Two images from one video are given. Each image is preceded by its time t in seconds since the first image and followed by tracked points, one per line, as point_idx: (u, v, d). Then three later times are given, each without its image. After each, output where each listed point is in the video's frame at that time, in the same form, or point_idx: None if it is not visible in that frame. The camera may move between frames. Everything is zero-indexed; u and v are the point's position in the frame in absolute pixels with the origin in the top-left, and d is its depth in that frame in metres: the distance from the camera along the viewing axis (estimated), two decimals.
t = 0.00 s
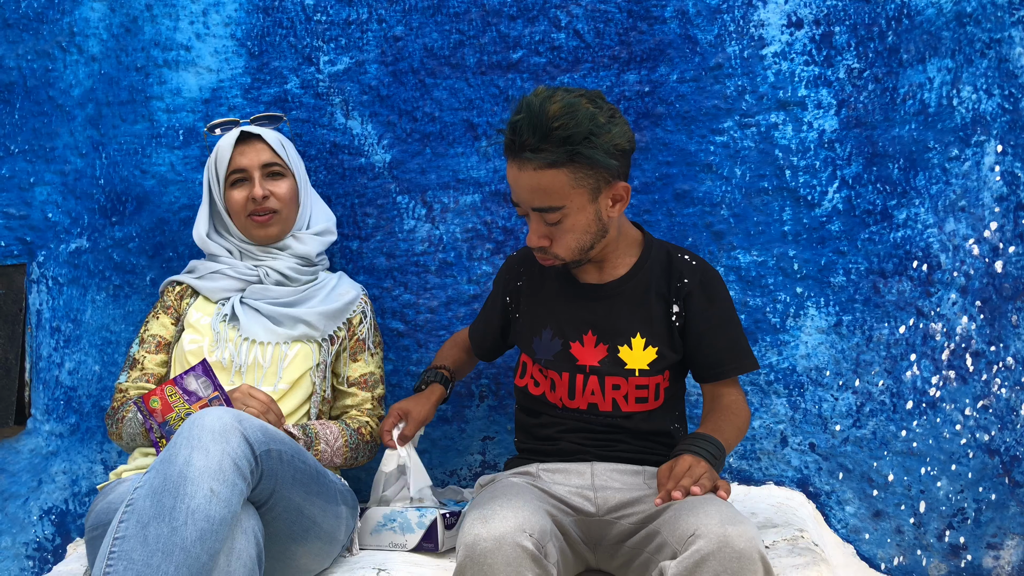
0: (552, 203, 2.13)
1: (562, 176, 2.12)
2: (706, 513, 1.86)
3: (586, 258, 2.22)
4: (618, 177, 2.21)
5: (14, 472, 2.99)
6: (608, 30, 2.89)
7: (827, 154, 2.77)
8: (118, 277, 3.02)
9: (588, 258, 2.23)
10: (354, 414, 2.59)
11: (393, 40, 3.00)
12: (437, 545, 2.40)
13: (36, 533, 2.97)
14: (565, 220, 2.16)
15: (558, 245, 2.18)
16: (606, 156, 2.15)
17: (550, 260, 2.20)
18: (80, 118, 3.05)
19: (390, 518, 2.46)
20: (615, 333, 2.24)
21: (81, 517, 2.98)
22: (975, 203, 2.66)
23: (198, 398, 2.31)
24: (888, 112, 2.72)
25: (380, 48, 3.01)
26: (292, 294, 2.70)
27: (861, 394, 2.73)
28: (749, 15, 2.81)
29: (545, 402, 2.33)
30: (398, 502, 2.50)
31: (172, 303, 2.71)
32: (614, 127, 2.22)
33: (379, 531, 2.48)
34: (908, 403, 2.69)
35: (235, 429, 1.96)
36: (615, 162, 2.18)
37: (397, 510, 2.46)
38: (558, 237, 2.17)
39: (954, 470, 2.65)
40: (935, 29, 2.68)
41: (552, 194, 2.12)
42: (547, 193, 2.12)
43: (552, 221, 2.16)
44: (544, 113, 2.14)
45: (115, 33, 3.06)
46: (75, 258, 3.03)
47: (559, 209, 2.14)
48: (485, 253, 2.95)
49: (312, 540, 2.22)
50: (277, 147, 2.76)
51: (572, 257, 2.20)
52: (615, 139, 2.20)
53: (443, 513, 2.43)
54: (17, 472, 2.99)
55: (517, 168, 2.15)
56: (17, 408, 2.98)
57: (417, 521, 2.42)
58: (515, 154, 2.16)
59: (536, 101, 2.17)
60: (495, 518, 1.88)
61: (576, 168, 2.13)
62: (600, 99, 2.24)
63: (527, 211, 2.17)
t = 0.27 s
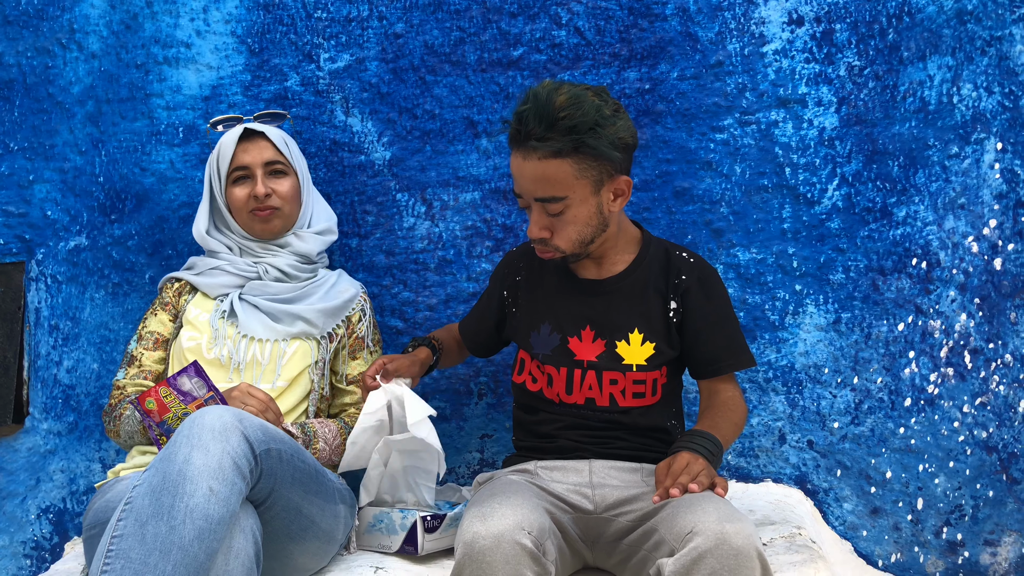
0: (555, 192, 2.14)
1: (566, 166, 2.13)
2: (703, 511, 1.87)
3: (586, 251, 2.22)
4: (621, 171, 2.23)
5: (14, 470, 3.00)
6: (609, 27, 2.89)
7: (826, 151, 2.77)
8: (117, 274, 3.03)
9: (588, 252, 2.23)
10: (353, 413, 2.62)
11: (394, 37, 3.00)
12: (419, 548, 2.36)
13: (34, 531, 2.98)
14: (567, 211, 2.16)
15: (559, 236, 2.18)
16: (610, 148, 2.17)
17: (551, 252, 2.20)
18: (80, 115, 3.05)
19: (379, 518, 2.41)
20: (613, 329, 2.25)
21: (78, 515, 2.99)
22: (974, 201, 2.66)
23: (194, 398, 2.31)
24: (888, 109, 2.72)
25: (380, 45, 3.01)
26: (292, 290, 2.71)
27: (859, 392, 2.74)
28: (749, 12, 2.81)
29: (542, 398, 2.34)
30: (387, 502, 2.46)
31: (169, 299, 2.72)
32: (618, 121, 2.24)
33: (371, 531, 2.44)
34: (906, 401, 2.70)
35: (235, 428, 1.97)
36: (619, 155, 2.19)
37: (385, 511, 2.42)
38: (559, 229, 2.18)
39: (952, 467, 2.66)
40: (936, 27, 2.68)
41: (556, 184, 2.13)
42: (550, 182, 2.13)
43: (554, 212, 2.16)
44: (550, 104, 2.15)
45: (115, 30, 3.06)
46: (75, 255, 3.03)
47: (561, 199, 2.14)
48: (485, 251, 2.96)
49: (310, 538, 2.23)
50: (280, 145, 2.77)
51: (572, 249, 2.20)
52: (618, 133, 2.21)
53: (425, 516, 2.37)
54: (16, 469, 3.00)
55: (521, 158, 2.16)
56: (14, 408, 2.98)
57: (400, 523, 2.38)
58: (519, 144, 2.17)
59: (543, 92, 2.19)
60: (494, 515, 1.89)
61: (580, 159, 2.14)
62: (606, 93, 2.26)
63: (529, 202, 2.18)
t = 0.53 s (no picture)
0: (556, 181, 2.15)
1: (567, 155, 2.16)
2: (698, 513, 1.89)
3: (585, 245, 2.22)
4: (618, 164, 2.27)
5: (9, 472, 2.99)
6: (605, 29, 2.90)
7: (822, 153, 2.78)
8: (112, 276, 3.02)
9: (587, 247, 2.23)
10: (349, 414, 2.62)
11: (390, 39, 3.00)
12: (413, 551, 2.33)
13: (29, 534, 2.98)
14: (568, 201, 2.17)
15: (559, 228, 2.18)
16: (609, 139, 2.22)
17: (550, 244, 2.19)
18: (76, 117, 3.05)
19: (375, 520, 2.41)
20: (608, 328, 2.26)
21: (73, 518, 2.98)
22: (969, 202, 2.67)
23: (187, 400, 2.24)
24: (883, 111, 2.73)
25: (377, 47, 3.01)
26: (288, 292, 2.71)
27: (855, 393, 2.75)
28: (745, 14, 2.81)
29: (537, 399, 2.33)
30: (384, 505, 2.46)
31: (165, 302, 2.71)
32: (615, 115, 2.30)
33: (367, 533, 2.44)
34: (902, 402, 2.70)
35: (230, 431, 1.97)
36: (616, 146, 2.25)
37: (381, 513, 2.41)
38: (559, 220, 2.18)
39: (948, 468, 2.67)
40: (931, 29, 2.69)
41: (557, 172, 2.15)
42: (551, 169, 2.15)
43: (554, 202, 2.17)
44: (550, 96, 2.21)
45: (111, 32, 3.06)
46: (70, 257, 3.03)
47: (563, 187, 2.16)
48: (481, 253, 2.96)
49: (305, 541, 2.23)
50: (280, 147, 2.77)
51: (572, 242, 2.20)
52: (616, 126, 2.27)
53: (420, 518, 2.34)
54: (11, 472, 2.99)
55: (521, 148, 2.19)
56: (9, 410, 2.98)
57: (396, 525, 2.36)
58: (520, 135, 2.20)
59: (543, 85, 2.25)
60: (490, 518, 1.89)
61: (580, 148, 2.18)
62: (602, 90, 2.33)
63: (529, 193, 2.18)
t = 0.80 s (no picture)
0: (566, 166, 2.16)
1: (575, 142, 2.20)
2: (699, 513, 1.89)
3: (592, 236, 2.22)
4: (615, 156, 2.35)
5: (10, 474, 3.00)
6: (605, 31, 2.90)
7: (822, 154, 2.78)
8: (112, 278, 3.02)
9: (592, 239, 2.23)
10: (351, 417, 2.61)
11: (390, 41, 3.00)
12: (414, 553, 2.33)
13: (29, 536, 2.97)
14: (578, 187, 2.18)
15: (570, 215, 2.17)
16: (609, 129, 2.30)
17: (563, 233, 2.17)
18: (76, 119, 3.05)
19: (375, 522, 2.41)
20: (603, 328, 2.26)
21: (73, 520, 2.97)
22: (969, 203, 2.67)
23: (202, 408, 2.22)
24: (883, 112, 2.73)
25: (376, 49, 3.01)
26: (289, 294, 2.71)
27: (856, 394, 2.75)
28: (745, 15, 2.81)
29: (536, 403, 2.34)
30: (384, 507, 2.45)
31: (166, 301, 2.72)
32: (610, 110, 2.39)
33: (367, 535, 2.44)
34: (902, 403, 2.70)
35: (232, 432, 1.97)
36: (614, 137, 2.33)
37: (381, 514, 2.41)
38: (569, 207, 2.17)
39: (948, 469, 2.66)
40: (931, 30, 2.69)
41: (566, 157, 2.17)
42: (562, 155, 2.17)
43: (564, 188, 2.17)
44: (551, 90, 2.28)
45: (111, 34, 3.06)
46: (70, 259, 3.03)
47: (574, 173, 2.17)
48: (481, 254, 2.96)
49: (306, 543, 2.23)
50: (277, 150, 2.76)
51: (583, 230, 2.20)
52: (611, 122, 2.35)
53: (420, 519, 2.33)
54: (11, 474, 2.99)
55: (527, 139, 2.21)
56: (9, 412, 2.98)
57: (396, 527, 2.36)
58: (526, 125, 2.24)
59: (540, 82, 2.31)
60: (490, 519, 1.89)
61: (585, 136, 2.23)
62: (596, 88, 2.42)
63: (539, 180, 2.17)
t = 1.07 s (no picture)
0: (577, 161, 2.33)
1: (582, 139, 2.37)
2: (696, 514, 1.89)
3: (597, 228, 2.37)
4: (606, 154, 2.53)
5: (8, 474, 2.99)
6: (605, 31, 2.90)
7: (822, 154, 2.77)
8: (112, 278, 3.02)
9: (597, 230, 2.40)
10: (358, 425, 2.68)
11: (389, 41, 3.00)
12: (414, 553, 2.32)
13: (28, 536, 2.97)
14: (587, 182, 2.34)
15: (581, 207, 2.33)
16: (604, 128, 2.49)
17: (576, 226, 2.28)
18: (75, 119, 3.05)
19: (374, 523, 2.41)
20: (602, 323, 2.38)
21: (72, 520, 2.97)
22: (969, 204, 2.67)
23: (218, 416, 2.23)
24: (883, 112, 2.73)
25: (376, 49, 3.01)
26: (291, 296, 2.70)
27: (855, 395, 2.74)
28: (745, 16, 2.81)
29: (535, 402, 2.35)
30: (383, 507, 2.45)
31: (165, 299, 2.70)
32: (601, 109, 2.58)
33: (367, 536, 2.44)
34: (902, 404, 2.70)
35: (227, 433, 1.96)
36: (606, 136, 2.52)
37: (380, 515, 2.41)
38: (580, 199, 2.33)
39: (948, 470, 2.66)
40: (931, 30, 2.69)
41: (576, 153, 2.33)
42: (573, 151, 2.33)
43: (575, 183, 2.33)
44: (554, 91, 2.44)
45: (110, 34, 3.06)
46: (69, 259, 3.03)
47: (583, 168, 2.33)
48: (480, 255, 2.95)
49: (303, 543, 2.22)
50: (263, 152, 2.74)
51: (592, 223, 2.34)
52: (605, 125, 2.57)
53: (420, 520, 2.33)
54: (10, 474, 2.99)
55: (538, 136, 2.35)
56: (9, 412, 2.98)
57: (396, 527, 2.36)
58: (534, 123, 2.38)
59: (539, 85, 2.47)
60: (486, 521, 1.89)
61: (589, 134, 2.40)
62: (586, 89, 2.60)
63: (551, 175, 2.31)
